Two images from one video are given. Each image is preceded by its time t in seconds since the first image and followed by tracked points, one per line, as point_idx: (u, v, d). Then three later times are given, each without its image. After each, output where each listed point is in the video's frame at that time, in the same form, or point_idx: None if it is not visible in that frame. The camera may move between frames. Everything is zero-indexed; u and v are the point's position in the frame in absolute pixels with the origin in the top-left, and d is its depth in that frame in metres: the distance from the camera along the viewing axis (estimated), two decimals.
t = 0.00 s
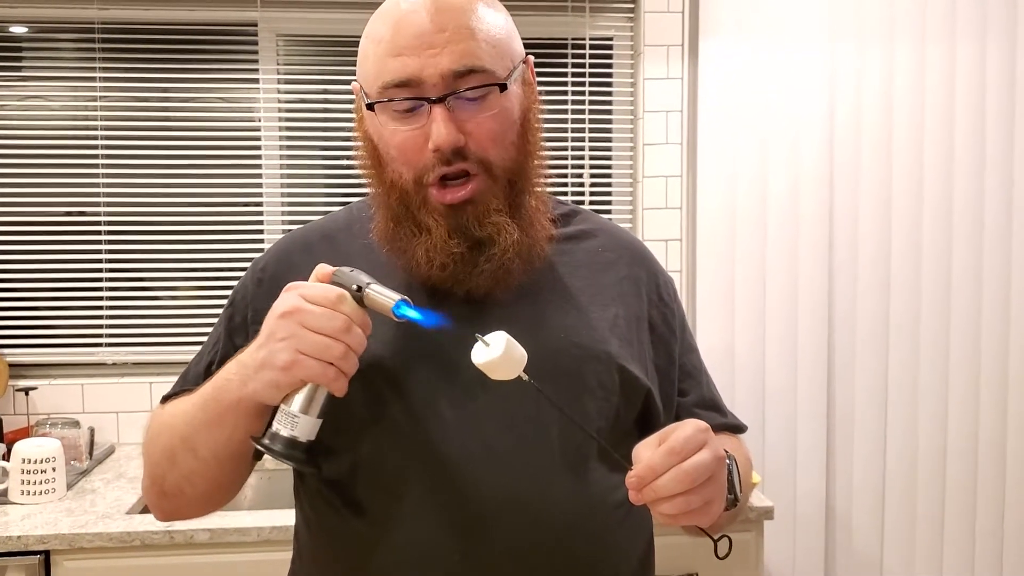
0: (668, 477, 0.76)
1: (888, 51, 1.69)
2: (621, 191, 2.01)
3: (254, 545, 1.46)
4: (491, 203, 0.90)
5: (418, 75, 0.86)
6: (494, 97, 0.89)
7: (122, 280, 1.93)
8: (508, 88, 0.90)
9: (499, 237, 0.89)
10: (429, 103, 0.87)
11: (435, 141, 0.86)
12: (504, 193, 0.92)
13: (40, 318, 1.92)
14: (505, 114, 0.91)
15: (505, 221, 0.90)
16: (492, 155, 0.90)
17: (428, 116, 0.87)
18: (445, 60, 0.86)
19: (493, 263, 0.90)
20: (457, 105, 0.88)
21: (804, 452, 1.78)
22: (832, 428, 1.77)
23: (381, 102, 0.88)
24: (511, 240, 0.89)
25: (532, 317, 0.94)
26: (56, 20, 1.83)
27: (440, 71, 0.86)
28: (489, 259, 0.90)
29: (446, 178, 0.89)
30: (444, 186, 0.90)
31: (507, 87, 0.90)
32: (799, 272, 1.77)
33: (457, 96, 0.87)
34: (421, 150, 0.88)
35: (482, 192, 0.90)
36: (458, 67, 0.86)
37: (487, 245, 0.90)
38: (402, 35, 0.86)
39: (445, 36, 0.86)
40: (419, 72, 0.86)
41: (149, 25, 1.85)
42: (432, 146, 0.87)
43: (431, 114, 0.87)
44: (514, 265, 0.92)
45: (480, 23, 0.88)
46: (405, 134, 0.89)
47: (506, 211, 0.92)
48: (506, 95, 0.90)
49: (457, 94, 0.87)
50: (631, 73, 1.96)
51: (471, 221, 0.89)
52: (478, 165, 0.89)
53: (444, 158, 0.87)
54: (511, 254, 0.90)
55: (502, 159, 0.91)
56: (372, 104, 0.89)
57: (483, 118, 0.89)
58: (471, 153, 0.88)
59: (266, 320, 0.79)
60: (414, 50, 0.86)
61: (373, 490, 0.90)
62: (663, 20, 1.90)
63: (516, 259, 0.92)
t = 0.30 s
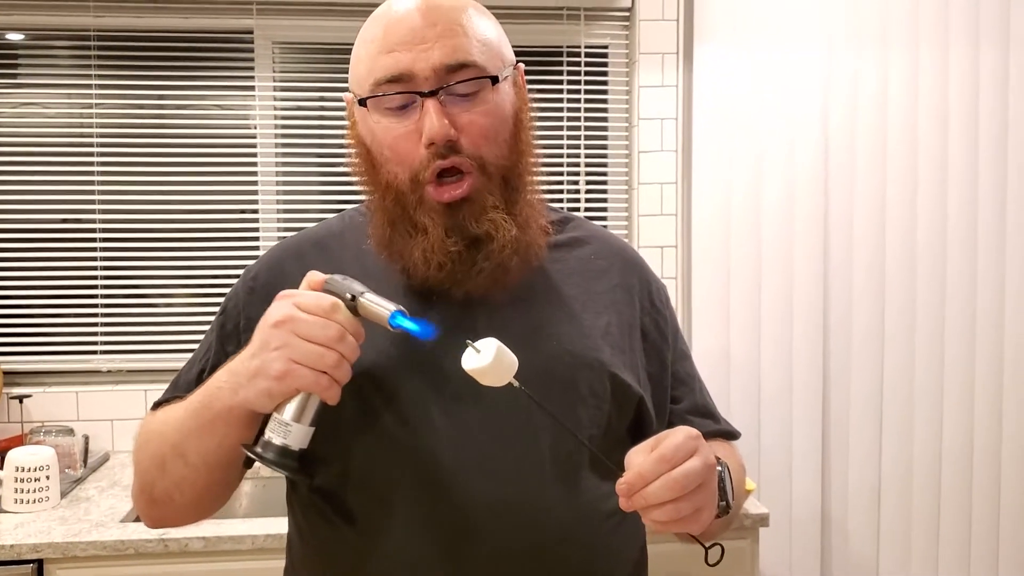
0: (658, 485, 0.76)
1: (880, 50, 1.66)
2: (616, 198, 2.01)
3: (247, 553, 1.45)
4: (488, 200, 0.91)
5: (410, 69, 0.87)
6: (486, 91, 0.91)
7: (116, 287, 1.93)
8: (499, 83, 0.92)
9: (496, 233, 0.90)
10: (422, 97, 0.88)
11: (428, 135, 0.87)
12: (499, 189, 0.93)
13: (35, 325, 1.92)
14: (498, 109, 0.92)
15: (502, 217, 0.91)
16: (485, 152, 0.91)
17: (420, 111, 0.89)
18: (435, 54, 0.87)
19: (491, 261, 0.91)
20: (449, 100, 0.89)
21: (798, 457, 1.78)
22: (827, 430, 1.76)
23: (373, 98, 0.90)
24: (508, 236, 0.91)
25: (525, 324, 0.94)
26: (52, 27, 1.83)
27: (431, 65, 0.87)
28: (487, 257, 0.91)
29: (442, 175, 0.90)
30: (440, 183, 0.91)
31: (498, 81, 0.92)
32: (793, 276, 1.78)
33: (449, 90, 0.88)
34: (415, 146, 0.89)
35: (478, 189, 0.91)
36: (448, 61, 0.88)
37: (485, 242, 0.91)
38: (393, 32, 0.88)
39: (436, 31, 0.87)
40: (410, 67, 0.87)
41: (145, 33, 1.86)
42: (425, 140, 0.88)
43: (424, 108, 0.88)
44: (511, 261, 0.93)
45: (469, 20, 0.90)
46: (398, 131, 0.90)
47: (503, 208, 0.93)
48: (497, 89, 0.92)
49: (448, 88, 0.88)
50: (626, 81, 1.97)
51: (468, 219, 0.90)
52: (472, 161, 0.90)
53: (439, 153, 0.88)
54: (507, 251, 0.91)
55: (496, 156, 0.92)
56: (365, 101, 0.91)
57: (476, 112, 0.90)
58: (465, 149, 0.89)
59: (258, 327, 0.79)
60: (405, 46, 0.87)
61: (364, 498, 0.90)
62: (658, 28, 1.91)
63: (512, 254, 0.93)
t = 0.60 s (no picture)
0: (649, 483, 0.76)
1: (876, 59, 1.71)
2: (613, 202, 2.01)
3: (242, 556, 1.44)
4: (480, 191, 0.91)
5: (402, 63, 0.88)
6: (478, 83, 0.92)
7: (113, 290, 1.93)
8: (491, 76, 0.93)
9: (489, 223, 0.90)
10: (414, 89, 0.89)
11: (421, 124, 0.87)
12: (491, 181, 0.93)
13: (32, 328, 1.92)
14: (491, 101, 0.92)
15: (494, 208, 0.91)
16: (478, 143, 0.91)
17: (412, 103, 0.89)
18: (427, 47, 0.89)
19: (484, 252, 0.92)
20: (441, 92, 0.90)
21: (796, 460, 1.77)
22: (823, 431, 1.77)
23: (365, 91, 0.90)
24: (499, 227, 0.91)
25: (519, 323, 0.94)
26: (49, 29, 1.84)
27: (423, 57, 0.88)
28: (480, 248, 0.92)
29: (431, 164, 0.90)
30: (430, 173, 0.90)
31: (490, 74, 0.92)
32: (791, 277, 1.78)
33: (441, 82, 0.89)
34: (406, 136, 0.89)
35: (470, 180, 0.90)
36: (440, 54, 0.89)
37: (477, 232, 0.91)
38: (385, 28, 0.89)
39: (427, 26, 0.89)
40: (403, 60, 0.88)
41: (142, 36, 1.86)
42: (417, 130, 0.88)
43: (416, 99, 0.89)
44: (504, 252, 0.93)
45: (460, 17, 0.91)
46: (390, 122, 0.90)
47: (495, 200, 0.93)
48: (489, 81, 0.92)
49: (440, 80, 0.89)
50: (623, 83, 1.97)
51: (461, 209, 0.90)
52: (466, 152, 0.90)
53: (431, 144, 0.88)
54: (499, 242, 0.92)
55: (488, 147, 0.92)
56: (357, 95, 0.91)
57: (467, 104, 0.90)
58: (457, 142, 0.89)
59: (259, 330, 0.79)
60: (397, 40, 0.89)
61: (359, 499, 0.90)
62: (653, 30, 1.91)
63: (506, 246, 0.93)
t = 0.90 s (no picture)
0: (645, 482, 0.76)
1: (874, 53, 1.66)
2: (611, 203, 2.02)
3: (239, 558, 1.44)
4: (476, 187, 0.92)
5: (398, 65, 0.88)
6: (474, 84, 0.91)
7: (111, 291, 1.93)
8: (487, 76, 0.92)
9: (483, 219, 0.92)
10: (410, 91, 0.88)
11: (416, 125, 0.87)
12: (486, 179, 0.94)
13: (30, 329, 1.92)
14: (487, 102, 0.92)
15: (488, 205, 0.93)
16: (474, 143, 0.91)
17: (408, 104, 0.89)
18: (423, 49, 0.88)
19: (478, 249, 0.92)
20: (437, 93, 0.89)
21: (794, 460, 1.79)
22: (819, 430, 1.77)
23: (361, 93, 0.89)
24: (492, 225, 0.92)
25: (514, 323, 0.94)
26: (48, 31, 1.84)
27: (419, 59, 0.88)
28: (473, 245, 0.93)
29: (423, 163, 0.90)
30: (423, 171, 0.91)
31: (485, 75, 0.92)
32: (788, 278, 1.79)
33: (437, 83, 0.89)
34: (402, 138, 0.88)
35: (465, 180, 0.91)
36: (436, 55, 0.89)
37: (471, 228, 0.92)
38: (380, 29, 0.89)
39: (423, 27, 0.89)
40: (398, 62, 0.88)
41: (140, 37, 1.86)
42: (413, 131, 0.87)
43: (412, 101, 0.88)
44: (498, 251, 0.94)
45: (456, 18, 0.91)
46: (386, 124, 0.89)
47: (490, 197, 0.94)
48: (484, 82, 0.92)
49: (437, 81, 0.89)
50: (620, 84, 1.97)
51: (455, 206, 0.91)
52: (461, 151, 0.91)
53: (426, 144, 0.88)
54: (492, 240, 0.92)
55: (484, 148, 0.92)
56: (353, 96, 0.90)
57: (463, 104, 0.90)
58: (456, 137, 0.90)
59: (252, 329, 0.79)
60: (392, 42, 0.88)
61: (356, 499, 0.90)
62: (652, 31, 1.91)
63: (500, 243, 0.94)
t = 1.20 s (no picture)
0: (642, 486, 0.76)
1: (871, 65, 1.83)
2: (609, 208, 2.00)
3: (236, 565, 1.44)
4: (471, 202, 0.91)
5: (394, 81, 0.87)
6: (470, 98, 0.91)
7: (110, 297, 1.93)
8: (483, 90, 0.92)
9: (479, 235, 0.90)
10: (406, 106, 0.88)
11: (412, 142, 0.87)
12: (483, 193, 0.93)
13: (28, 336, 1.92)
14: (483, 116, 0.92)
15: (484, 220, 0.91)
16: (469, 158, 0.90)
17: (405, 119, 0.88)
18: (418, 64, 0.87)
19: (475, 264, 0.91)
20: (433, 109, 0.89)
21: (796, 455, 1.88)
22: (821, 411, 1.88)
23: (357, 110, 0.89)
24: (491, 239, 0.91)
25: (511, 332, 0.94)
26: (47, 39, 1.85)
27: (415, 75, 0.87)
28: (470, 259, 0.91)
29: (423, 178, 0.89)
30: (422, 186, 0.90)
31: (481, 88, 0.92)
32: (786, 280, 1.87)
33: (433, 99, 0.89)
34: (400, 155, 0.89)
35: (461, 193, 0.90)
36: (432, 70, 0.88)
37: (468, 243, 0.91)
38: (376, 44, 0.88)
39: (418, 42, 0.88)
40: (394, 78, 0.87)
41: (138, 44, 1.86)
42: (410, 148, 0.87)
43: (408, 118, 0.88)
44: (496, 264, 0.93)
45: (452, 31, 0.90)
46: (383, 141, 0.89)
47: (486, 211, 0.93)
48: (480, 95, 0.91)
49: (433, 97, 0.88)
50: (618, 91, 1.96)
51: (452, 220, 0.90)
52: (459, 165, 0.90)
53: (423, 160, 0.88)
54: (490, 254, 0.92)
55: (479, 162, 0.92)
56: (349, 112, 0.90)
57: (459, 119, 0.89)
58: (451, 154, 0.89)
59: (251, 334, 0.79)
60: (388, 57, 0.88)
61: (354, 505, 0.89)
62: (650, 38, 1.92)
63: (497, 258, 0.93)
